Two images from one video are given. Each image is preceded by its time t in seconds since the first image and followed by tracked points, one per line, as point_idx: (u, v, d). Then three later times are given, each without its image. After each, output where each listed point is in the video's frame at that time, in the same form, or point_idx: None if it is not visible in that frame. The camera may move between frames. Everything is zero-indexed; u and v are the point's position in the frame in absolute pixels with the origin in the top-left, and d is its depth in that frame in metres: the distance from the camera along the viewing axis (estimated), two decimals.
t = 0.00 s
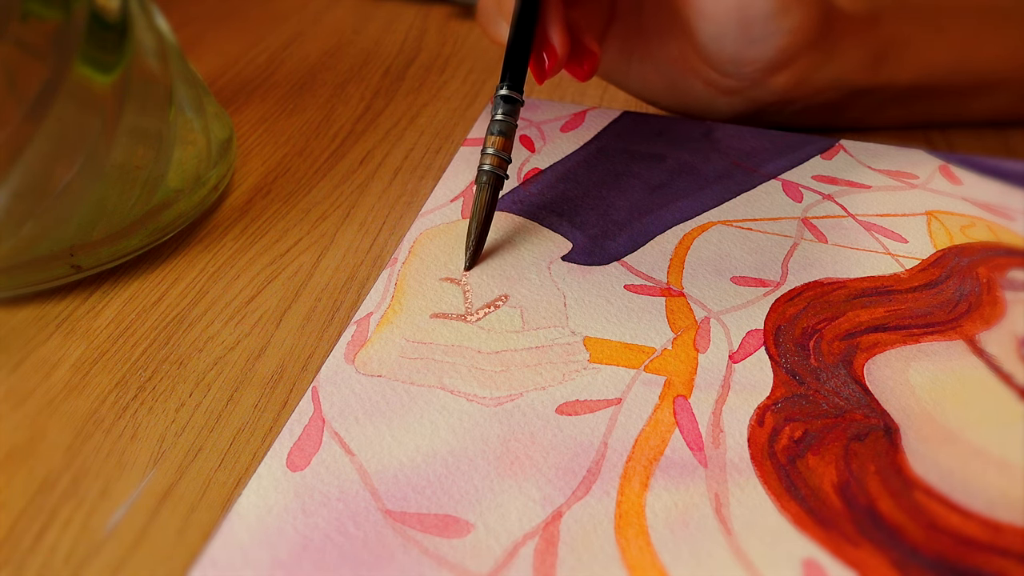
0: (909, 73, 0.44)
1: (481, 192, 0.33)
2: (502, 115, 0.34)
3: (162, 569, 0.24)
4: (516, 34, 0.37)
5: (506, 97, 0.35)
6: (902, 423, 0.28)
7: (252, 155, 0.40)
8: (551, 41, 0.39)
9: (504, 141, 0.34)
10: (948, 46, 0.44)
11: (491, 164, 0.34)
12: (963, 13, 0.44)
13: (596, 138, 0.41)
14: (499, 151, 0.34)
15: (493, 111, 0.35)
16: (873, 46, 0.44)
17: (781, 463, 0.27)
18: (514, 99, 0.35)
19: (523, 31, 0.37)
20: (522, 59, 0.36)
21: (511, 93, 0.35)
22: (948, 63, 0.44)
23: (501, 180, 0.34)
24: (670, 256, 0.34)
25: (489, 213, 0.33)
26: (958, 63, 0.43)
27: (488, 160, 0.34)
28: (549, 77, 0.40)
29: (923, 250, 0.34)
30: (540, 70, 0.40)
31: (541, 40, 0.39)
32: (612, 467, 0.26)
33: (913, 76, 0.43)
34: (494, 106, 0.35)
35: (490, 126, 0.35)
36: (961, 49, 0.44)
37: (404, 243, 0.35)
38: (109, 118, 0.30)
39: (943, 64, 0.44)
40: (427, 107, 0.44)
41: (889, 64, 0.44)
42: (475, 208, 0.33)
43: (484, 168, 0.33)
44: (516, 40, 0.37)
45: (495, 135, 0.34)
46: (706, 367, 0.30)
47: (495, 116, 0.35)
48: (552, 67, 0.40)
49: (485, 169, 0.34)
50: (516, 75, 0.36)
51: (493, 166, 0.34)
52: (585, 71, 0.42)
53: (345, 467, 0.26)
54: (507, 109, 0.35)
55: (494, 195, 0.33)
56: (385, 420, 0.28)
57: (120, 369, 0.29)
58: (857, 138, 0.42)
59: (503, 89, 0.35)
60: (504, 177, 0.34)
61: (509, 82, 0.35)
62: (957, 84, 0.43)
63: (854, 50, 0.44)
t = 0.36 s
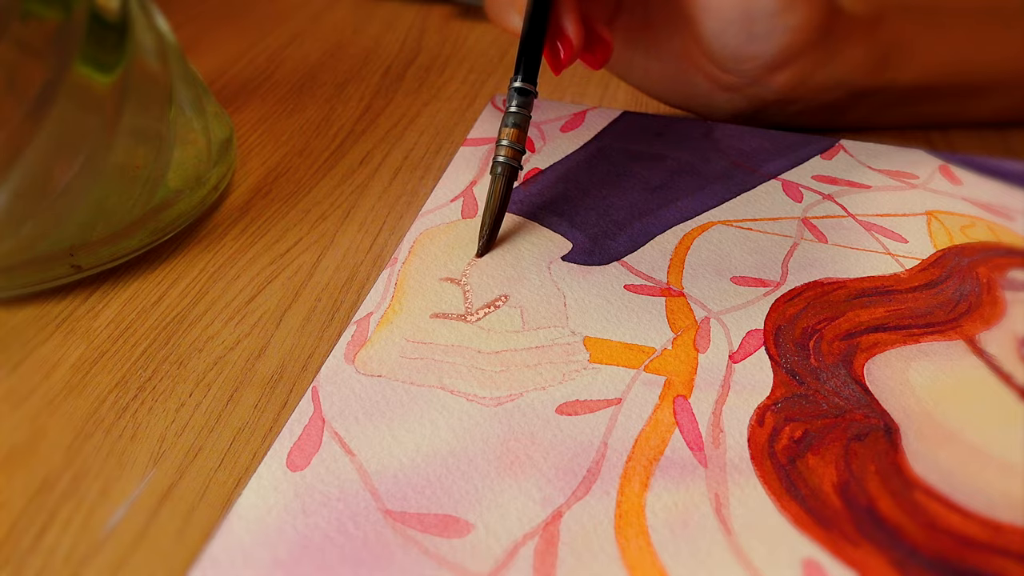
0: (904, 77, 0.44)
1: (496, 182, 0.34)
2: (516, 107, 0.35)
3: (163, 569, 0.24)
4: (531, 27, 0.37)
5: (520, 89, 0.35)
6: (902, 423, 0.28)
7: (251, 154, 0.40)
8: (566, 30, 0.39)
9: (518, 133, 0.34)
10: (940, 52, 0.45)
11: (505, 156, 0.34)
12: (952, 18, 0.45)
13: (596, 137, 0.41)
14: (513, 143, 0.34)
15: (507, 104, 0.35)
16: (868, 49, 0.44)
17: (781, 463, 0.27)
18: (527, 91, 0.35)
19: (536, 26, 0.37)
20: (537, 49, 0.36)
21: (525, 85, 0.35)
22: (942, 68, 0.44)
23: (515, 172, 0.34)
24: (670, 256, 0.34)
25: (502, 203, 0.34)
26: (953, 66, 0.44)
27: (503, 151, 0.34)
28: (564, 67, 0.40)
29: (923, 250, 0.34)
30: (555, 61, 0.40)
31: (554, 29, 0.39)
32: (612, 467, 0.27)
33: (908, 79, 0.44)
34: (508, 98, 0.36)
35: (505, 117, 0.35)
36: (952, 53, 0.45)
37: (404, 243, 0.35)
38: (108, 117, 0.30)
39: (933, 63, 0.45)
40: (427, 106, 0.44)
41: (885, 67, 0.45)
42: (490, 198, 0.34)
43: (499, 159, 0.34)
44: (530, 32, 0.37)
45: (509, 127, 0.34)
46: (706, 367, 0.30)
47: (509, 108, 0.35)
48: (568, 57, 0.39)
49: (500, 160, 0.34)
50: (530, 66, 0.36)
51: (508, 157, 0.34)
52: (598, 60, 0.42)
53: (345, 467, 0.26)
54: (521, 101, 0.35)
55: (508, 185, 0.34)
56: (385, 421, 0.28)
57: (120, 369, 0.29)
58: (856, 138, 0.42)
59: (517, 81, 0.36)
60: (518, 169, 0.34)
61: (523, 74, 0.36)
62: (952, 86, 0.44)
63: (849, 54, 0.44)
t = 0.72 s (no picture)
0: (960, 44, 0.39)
1: (500, 198, 0.28)
2: (533, 107, 0.29)
3: None
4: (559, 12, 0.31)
5: (542, 86, 0.29)
6: (963, 444, 0.24)
7: (213, 134, 0.36)
8: (646, 17, 0.34)
9: (533, 141, 0.29)
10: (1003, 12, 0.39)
11: (514, 166, 0.28)
12: None
13: (610, 116, 0.37)
14: (525, 151, 0.29)
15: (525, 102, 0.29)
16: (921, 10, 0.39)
17: (823, 490, 0.23)
18: (552, 90, 0.29)
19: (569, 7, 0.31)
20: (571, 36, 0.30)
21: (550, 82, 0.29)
22: (1006, 33, 0.39)
23: (525, 186, 0.29)
24: (696, 251, 0.30)
25: (503, 223, 0.29)
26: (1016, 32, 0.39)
27: (512, 160, 0.29)
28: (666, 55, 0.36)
29: (989, 244, 0.30)
30: (649, 54, 0.35)
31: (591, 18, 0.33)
32: (628, 496, 0.22)
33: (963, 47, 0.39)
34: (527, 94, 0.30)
35: (517, 118, 0.29)
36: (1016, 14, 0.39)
37: (387, 235, 0.31)
38: (44, 91, 0.26)
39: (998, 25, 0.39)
40: (412, 79, 0.40)
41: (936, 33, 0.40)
42: (490, 213, 0.29)
43: (506, 170, 0.28)
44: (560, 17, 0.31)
45: (525, 132, 0.29)
46: (738, 380, 0.26)
47: (526, 107, 0.29)
48: (651, 47, 0.35)
49: (505, 171, 0.29)
50: (557, 58, 0.30)
51: (516, 169, 0.28)
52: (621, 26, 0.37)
53: (318, 495, 0.23)
54: (542, 101, 0.29)
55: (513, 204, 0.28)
56: (364, 442, 0.24)
57: (58, 382, 0.25)
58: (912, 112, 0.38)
59: (539, 76, 0.29)
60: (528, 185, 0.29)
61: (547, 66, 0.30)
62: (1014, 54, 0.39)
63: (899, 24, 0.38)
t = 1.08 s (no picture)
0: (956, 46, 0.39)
1: (530, 187, 0.29)
2: (563, 99, 0.29)
3: None
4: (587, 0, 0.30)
5: (570, 78, 0.29)
6: (963, 444, 0.24)
7: (213, 134, 0.36)
8: None
9: (562, 130, 0.29)
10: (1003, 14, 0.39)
11: (544, 156, 0.29)
12: None
13: (610, 116, 0.37)
14: (555, 141, 0.29)
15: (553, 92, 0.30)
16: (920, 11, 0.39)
17: (823, 490, 0.23)
18: (579, 81, 0.30)
19: None
20: (598, 24, 0.30)
21: (578, 73, 0.29)
22: (1006, 31, 0.39)
23: (554, 174, 0.30)
24: (695, 251, 0.30)
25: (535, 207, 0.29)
26: (1016, 32, 0.39)
27: (542, 150, 0.29)
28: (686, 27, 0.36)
29: (988, 244, 0.30)
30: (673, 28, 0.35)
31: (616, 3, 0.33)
32: (628, 496, 0.22)
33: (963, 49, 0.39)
34: (555, 84, 0.30)
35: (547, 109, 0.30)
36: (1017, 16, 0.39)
37: (387, 235, 0.31)
38: (44, 91, 0.26)
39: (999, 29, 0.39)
40: (412, 79, 0.40)
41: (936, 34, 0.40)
42: (521, 200, 0.30)
43: (537, 159, 0.29)
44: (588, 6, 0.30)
45: (554, 122, 0.29)
46: (738, 380, 0.26)
47: (555, 98, 0.30)
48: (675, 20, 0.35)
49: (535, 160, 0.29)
50: (584, 48, 0.30)
51: (547, 158, 0.29)
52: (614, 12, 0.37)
53: (318, 495, 0.23)
54: (570, 91, 0.30)
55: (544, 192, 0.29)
56: (364, 442, 0.24)
57: (58, 382, 0.25)
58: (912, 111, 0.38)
59: (567, 67, 0.30)
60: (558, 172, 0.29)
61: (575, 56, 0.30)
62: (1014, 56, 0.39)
63: (900, 22, 0.37)
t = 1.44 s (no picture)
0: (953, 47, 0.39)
1: (504, 155, 0.29)
2: (538, 66, 0.30)
3: None
4: None
5: (546, 46, 0.30)
6: (963, 444, 0.24)
7: (213, 134, 0.36)
8: None
9: (536, 97, 0.29)
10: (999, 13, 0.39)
11: (518, 123, 0.29)
12: None
13: (610, 115, 0.37)
14: (529, 108, 0.29)
15: (528, 62, 0.30)
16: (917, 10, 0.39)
17: (823, 490, 0.23)
18: (553, 50, 0.30)
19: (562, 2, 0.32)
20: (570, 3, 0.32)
21: (553, 42, 0.30)
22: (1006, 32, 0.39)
23: (529, 143, 0.29)
24: (695, 251, 0.30)
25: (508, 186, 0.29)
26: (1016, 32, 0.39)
27: (515, 119, 0.29)
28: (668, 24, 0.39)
29: (989, 244, 0.30)
30: (653, 21, 0.38)
31: None
32: (628, 496, 0.23)
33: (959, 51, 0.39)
34: (530, 56, 0.31)
35: (522, 77, 0.30)
36: (1013, 16, 0.40)
37: (387, 235, 0.31)
38: (44, 91, 0.26)
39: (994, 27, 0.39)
40: (412, 79, 0.40)
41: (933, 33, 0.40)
42: (494, 172, 0.29)
43: (510, 127, 0.29)
44: None
45: (526, 88, 0.29)
46: (738, 380, 0.26)
47: (529, 67, 0.30)
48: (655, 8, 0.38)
49: (508, 128, 0.29)
50: (558, 23, 0.31)
51: (520, 125, 0.29)
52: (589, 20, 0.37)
53: (318, 495, 0.23)
54: (545, 60, 0.30)
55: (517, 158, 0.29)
56: (364, 442, 0.24)
57: (58, 382, 0.25)
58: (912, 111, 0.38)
59: (542, 36, 0.31)
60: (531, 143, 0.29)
61: (550, 29, 0.31)
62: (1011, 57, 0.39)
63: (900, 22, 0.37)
